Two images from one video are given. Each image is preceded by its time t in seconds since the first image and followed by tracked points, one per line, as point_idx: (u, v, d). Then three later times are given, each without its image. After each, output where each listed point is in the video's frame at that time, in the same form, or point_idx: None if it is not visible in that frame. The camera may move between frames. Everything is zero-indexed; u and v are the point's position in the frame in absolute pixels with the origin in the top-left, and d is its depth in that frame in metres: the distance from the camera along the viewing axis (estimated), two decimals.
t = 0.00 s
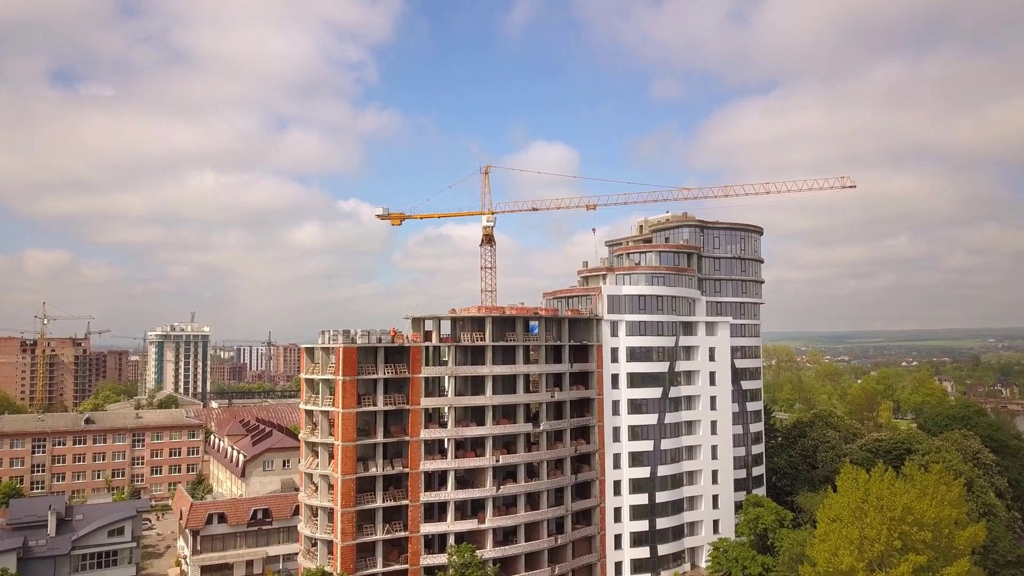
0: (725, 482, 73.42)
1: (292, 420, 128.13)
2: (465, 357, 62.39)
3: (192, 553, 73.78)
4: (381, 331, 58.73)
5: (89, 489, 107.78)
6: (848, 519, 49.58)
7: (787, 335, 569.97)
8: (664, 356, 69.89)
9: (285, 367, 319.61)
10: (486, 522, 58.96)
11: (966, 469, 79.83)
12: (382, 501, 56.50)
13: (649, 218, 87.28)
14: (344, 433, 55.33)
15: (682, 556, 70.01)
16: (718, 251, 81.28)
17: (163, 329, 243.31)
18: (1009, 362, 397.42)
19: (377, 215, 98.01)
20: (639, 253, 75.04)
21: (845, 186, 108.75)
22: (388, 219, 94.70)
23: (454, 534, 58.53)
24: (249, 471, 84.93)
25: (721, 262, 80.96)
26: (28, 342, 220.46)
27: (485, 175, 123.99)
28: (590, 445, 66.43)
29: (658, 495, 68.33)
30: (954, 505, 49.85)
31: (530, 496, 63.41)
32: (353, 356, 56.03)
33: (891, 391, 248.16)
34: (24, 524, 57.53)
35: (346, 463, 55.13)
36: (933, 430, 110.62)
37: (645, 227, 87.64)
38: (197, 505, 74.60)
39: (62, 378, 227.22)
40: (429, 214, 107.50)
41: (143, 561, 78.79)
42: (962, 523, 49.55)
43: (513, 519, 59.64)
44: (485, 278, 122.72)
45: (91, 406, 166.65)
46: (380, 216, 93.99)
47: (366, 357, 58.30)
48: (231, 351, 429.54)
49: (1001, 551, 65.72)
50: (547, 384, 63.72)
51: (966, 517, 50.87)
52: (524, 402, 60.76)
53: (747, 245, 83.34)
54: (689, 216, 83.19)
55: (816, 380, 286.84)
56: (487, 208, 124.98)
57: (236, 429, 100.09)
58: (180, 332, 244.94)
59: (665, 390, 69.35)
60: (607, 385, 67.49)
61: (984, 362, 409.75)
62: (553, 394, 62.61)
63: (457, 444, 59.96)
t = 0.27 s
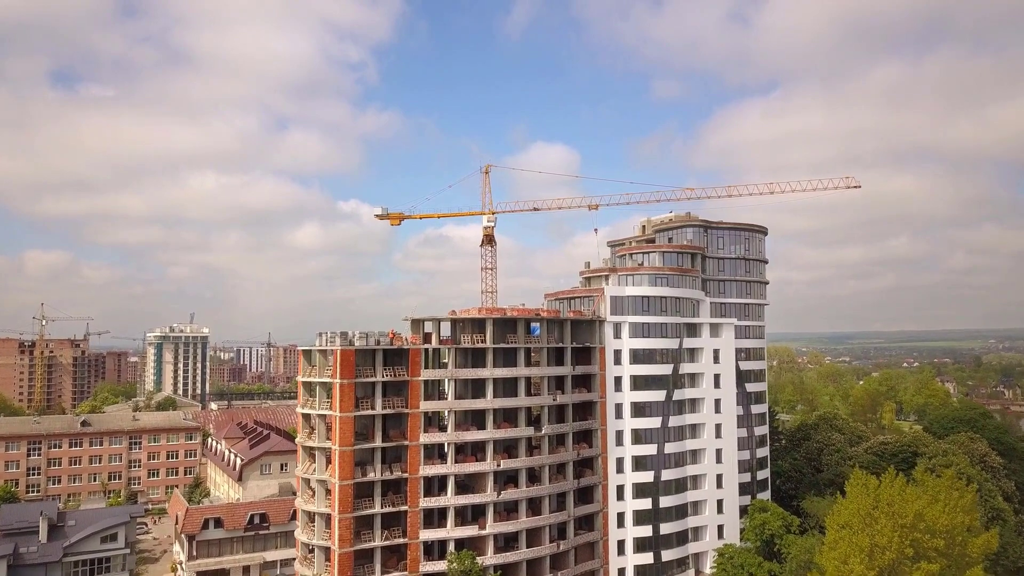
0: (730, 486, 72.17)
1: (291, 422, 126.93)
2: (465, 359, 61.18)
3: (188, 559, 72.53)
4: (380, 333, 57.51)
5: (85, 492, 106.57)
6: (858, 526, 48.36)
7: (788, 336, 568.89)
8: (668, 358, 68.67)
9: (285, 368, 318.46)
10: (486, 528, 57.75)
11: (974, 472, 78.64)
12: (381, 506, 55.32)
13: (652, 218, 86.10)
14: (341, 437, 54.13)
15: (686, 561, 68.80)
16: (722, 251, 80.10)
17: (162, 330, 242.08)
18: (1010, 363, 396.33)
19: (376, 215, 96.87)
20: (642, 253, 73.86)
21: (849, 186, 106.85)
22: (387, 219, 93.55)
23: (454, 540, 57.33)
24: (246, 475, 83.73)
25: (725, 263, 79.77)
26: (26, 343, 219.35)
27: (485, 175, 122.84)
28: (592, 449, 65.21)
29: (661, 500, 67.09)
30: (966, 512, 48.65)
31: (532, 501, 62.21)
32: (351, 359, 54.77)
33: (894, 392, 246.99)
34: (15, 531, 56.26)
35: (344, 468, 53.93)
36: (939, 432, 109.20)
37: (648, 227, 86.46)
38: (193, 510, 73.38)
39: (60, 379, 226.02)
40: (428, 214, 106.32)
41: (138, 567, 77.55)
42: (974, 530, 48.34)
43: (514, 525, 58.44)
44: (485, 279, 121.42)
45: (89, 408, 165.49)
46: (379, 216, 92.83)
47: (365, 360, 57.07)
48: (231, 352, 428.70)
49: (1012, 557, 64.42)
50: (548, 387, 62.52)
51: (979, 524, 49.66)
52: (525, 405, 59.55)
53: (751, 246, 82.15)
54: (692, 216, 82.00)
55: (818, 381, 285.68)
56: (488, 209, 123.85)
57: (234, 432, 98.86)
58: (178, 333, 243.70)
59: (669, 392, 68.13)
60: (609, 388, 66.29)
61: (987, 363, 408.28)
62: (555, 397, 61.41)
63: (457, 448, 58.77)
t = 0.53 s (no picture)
0: (736, 491, 70.82)
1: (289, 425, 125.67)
2: (465, 362, 59.90)
3: (183, 565, 71.27)
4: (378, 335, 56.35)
5: (81, 495, 105.34)
6: (869, 533, 46.93)
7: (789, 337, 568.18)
8: (672, 360, 67.39)
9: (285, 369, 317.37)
10: (487, 535, 56.45)
11: (982, 477, 77.57)
12: (379, 512, 54.04)
13: (655, 218, 84.86)
14: (339, 442, 52.86)
15: (690, 568, 67.43)
16: (727, 252, 78.84)
17: (160, 331, 240.85)
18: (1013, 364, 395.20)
19: (375, 215, 95.69)
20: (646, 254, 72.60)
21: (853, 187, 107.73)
22: (386, 219, 92.37)
23: (454, 547, 56.00)
24: (243, 479, 82.47)
25: (730, 263, 78.49)
26: (25, 344, 218.33)
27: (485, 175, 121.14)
28: (596, 453, 63.91)
29: (666, 505, 65.76)
30: (981, 520, 47.22)
31: (533, 507, 60.88)
32: (348, 361, 53.49)
33: (896, 394, 245.82)
34: (5, 538, 54.97)
35: (341, 473, 52.65)
36: (945, 435, 108.03)
37: (651, 227, 85.22)
38: (189, 515, 72.19)
39: (59, 381, 224.88)
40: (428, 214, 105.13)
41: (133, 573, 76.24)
42: (989, 539, 46.91)
43: (516, 531, 57.13)
44: (486, 281, 119.86)
45: (86, 410, 164.27)
46: (378, 216, 91.66)
47: (363, 363, 55.84)
48: (231, 353, 428.03)
49: None
50: (550, 391, 61.27)
51: (993, 532, 48.22)
52: (527, 409, 58.24)
53: (756, 246, 80.89)
54: (696, 216, 80.75)
55: (820, 383, 284.53)
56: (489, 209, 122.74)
57: (231, 435, 97.59)
58: (177, 334, 242.56)
59: (673, 395, 66.86)
60: (613, 391, 65.02)
61: (989, 364, 406.70)
62: (557, 401, 60.12)
63: (457, 453, 57.50)
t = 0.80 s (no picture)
0: (741, 496, 69.51)
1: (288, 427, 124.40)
2: (465, 364, 58.58)
3: (178, 571, 70.02)
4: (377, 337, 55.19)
5: (76, 499, 104.06)
6: (881, 542, 45.64)
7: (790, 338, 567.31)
8: (676, 363, 66.10)
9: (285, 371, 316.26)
10: (487, 542, 55.15)
11: (991, 481, 76.12)
12: (377, 520, 52.70)
13: (658, 218, 83.52)
14: (336, 447, 51.54)
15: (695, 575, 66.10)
16: (731, 252, 77.53)
17: (159, 332, 239.59)
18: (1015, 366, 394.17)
19: (374, 216, 94.43)
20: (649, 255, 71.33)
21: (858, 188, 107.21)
22: (385, 219, 91.12)
23: (454, 555, 54.67)
24: (239, 483, 80.81)
25: (734, 264, 77.16)
26: (22, 346, 217.07)
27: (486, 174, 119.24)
28: (598, 458, 62.62)
29: (670, 510, 64.41)
30: (997, 528, 45.88)
31: (535, 513, 59.55)
32: (346, 364, 52.23)
33: (899, 396, 244.59)
34: None
35: (338, 479, 51.32)
36: (952, 438, 106.58)
37: (654, 227, 83.92)
38: (184, 520, 70.95)
39: (57, 382, 223.63)
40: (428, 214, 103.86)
41: None
42: (1005, 547, 45.52)
43: (517, 538, 55.79)
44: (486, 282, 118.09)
45: (84, 412, 162.99)
46: (377, 216, 90.37)
47: (361, 366, 54.53)
48: (231, 354, 426.95)
49: None
50: (553, 394, 59.95)
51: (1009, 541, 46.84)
52: (528, 413, 56.94)
53: (761, 246, 79.59)
54: (700, 216, 79.42)
55: (822, 384, 283.35)
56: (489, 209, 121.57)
57: (228, 438, 96.29)
58: (176, 335, 241.37)
59: (677, 399, 65.57)
60: (616, 395, 63.69)
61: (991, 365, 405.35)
62: (559, 405, 58.80)
63: (457, 458, 56.19)
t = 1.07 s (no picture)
0: (747, 501, 68.16)
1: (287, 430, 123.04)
2: (466, 368, 57.19)
3: None
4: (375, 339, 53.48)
5: (71, 503, 102.66)
6: (894, 551, 44.32)
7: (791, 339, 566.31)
8: (682, 366, 64.82)
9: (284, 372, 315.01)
10: (488, 550, 53.82)
11: (1001, 486, 74.63)
12: (375, 527, 51.34)
13: (662, 218, 82.10)
14: (332, 453, 50.19)
15: None
16: (736, 253, 76.18)
17: (158, 333, 238.20)
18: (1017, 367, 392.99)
19: (373, 215, 93.07)
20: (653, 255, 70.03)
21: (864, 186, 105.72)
22: (384, 219, 89.76)
23: (454, 563, 53.31)
24: (235, 488, 79.43)
25: (739, 265, 75.81)
26: (20, 347, 215.70)
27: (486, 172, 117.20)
28: (601, 463, 61.28)
29: (675, 517, 63.05)
30: (1015, 537, 44.43)
31: (537, 520, 58.21)
32: (342, 368, 50.88)
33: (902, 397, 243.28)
34: None
35: (335, 486, 49.96)
36: (959, 441, 105.09)
37: (658, 227, 82.56)
38: (179, 526, 69.71)
39: (55, 384, 222.23)
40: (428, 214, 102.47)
41: None
42: None
43: (519, 546, 54.45)
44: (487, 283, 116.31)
45: (81, 414, 161.56)
46: (376, 216, 88.99)
47: (359, 370, 53.29)
48: (231, 355, 425.77)
49: None
50: (555, 398, 58.60)
51: None
52: (530, 417, 55.59)
53: (767, 247, 78.25)
54: (704, 215, 78.06)
55: (825, 385, 282.04)
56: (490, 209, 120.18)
57: (225, 442, 94.89)
58: (175, 336, 240.06)
59: (682, 402, 64.23)
60: (620, 398, 62.34)
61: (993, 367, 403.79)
62: (562, 409, 57.45)
63: (457, 464, 54.86)
